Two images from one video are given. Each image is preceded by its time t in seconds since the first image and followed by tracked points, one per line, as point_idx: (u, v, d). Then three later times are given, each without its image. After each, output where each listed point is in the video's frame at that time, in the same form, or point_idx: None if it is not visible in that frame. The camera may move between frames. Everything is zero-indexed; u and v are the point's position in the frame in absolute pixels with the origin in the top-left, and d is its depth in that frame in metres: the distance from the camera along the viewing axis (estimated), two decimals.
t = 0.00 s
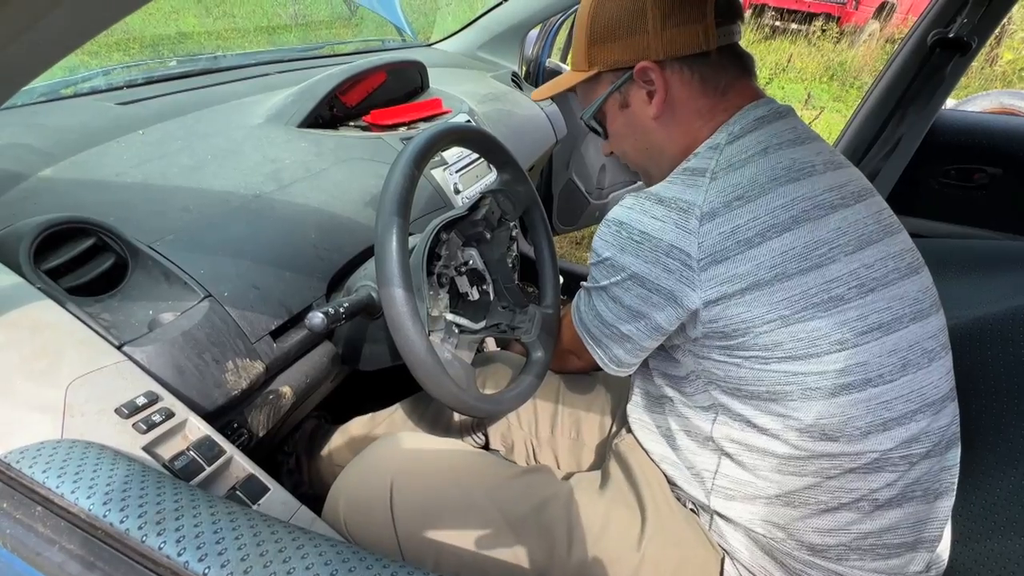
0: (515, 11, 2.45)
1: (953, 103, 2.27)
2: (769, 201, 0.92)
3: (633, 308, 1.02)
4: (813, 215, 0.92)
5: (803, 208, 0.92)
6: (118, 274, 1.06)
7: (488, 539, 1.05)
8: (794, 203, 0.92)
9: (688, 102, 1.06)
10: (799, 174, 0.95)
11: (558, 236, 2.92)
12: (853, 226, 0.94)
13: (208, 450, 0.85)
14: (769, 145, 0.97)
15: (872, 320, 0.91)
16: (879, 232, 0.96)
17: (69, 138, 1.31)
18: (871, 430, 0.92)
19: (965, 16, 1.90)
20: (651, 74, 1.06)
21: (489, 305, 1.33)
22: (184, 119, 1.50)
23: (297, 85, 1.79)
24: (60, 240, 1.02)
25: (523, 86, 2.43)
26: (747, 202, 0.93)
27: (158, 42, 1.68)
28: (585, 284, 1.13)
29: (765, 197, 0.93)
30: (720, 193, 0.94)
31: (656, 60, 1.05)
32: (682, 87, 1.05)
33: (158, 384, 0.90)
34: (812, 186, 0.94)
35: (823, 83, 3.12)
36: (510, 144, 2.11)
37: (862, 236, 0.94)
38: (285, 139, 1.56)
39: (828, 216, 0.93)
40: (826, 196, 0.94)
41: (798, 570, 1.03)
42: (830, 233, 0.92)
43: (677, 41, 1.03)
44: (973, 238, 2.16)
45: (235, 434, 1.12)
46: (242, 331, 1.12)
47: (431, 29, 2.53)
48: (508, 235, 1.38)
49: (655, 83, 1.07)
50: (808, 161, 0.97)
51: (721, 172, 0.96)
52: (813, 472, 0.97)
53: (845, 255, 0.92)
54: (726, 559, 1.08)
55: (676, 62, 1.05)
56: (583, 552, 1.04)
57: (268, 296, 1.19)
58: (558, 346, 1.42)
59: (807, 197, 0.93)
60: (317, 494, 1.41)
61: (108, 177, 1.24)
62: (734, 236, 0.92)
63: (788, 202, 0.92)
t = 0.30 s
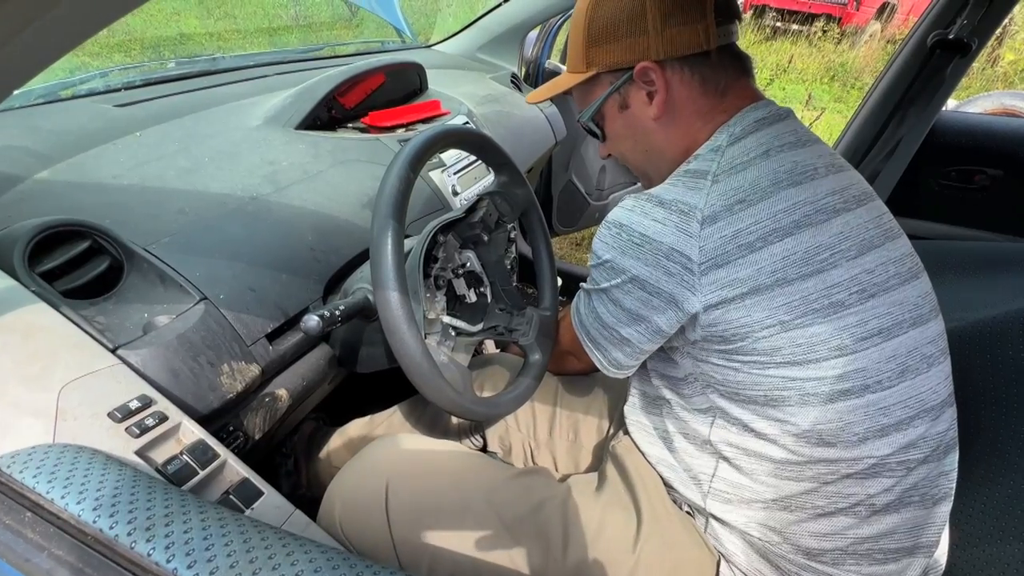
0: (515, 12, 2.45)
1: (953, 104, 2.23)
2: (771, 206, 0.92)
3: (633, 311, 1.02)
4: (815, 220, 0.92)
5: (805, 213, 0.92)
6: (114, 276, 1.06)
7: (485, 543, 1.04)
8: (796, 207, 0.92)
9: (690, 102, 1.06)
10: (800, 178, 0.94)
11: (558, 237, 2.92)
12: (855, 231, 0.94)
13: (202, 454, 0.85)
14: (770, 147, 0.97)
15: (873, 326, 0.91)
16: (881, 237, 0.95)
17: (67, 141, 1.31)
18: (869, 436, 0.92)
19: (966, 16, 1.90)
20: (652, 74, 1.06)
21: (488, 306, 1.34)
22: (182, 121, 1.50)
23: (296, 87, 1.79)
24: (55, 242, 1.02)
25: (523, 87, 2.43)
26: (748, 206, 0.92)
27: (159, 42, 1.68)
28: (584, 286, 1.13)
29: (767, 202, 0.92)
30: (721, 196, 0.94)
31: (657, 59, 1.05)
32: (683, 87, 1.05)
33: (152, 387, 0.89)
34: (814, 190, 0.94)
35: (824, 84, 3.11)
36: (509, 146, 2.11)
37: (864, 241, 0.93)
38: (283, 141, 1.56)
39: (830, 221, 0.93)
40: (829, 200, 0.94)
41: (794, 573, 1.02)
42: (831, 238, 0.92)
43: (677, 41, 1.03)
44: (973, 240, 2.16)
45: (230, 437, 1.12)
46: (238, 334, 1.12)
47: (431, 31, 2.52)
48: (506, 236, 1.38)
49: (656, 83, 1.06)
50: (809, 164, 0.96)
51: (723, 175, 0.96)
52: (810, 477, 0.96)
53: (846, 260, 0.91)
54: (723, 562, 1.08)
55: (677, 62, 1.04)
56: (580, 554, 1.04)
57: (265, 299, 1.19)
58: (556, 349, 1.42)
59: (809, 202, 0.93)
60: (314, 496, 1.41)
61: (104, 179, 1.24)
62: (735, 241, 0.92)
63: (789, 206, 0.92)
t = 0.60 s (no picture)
0: (515, 12, 2.45)
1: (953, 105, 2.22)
2: (755, 205, 0.93)
3: (624, 311, 1.03)
4: (799, 218, 0.92)
5: (789, 212, 0.92)
6: (115, 275, 1.06)
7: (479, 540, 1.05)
8: (780, 206, 0.93)
9: (683, 105, 1.06)
10: (785, 178, 0.95)
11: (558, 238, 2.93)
12: (841, 229, 0.94)
13: (201, 451, 0.85)
14: (756, 150, 0.98)
15: (860, 323, 0.91)
16: (867, 235, 0.96)
17: (68, 141, 1.32)
18: (858, 432, 0.92)
19: (965, 18, 1.90)
20: (647, 78, 1.06)
21: (487, 306, 1.35)
22: (183, 121, 1.50)
23: (296, 87, 1.80)
24: (56, 241, 1.03)
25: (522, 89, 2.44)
26: (733, 206, 0.93)
27: (161, 43, 1.68)
28: (577, 287, 1.14)
29: (752, 201, 0.93)
30: (707, 197, 0.95)
31: (651, 63, 1.05)
32: (677, 90, 1.06)
33: (151, 385, 0.90)
34: (800, 190, 0.94)
35: (825, 87, 3.11)
36: (509, 147, 2.12)
37: (850, 239, 0.94)
38: (284, 142, 1.57)
39: (815, 219, 0.93)
40: (813, 199, 0.94)
41: (788, 571, 1.03)
42: (816, 236, 0.92)
43: (670, 45, 1.04)
44: (972, 241, 2.16)
45: (230, 435, 1.13)
46: (238, 332, 1.13)
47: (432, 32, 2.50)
48: (506, 236, 1.39)
49: (650, 87, 1.07)
50: (795, 164, 0.97)
51: (709, 176, 0.97)
52: (802, 474, 0.97)
53: (832, 257, 0.92)
54: (718, 560, 1.08)
55: (671, 66, 1.05)
56: (575, 552, 1.04)
57: (264, 298, 1.20)
58: (555, 349, 1.42)
59: (793, 201, 0.93)
60: (313, 494, 1.42)
61: (105, 179, 1.25)
62: (721, 240, 0.92)
63: (774, 206, 0.93)
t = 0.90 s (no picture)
0: (518, 14, 2.46)
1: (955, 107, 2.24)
2: (754, 207, 0.93)
3: (626, 313, 1.04)
4: (798, 220, 0.93)
5: (787, 214, 0.93)
6: (122, 275, 1.07)
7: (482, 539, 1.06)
8: (779, 209, 0.93)
9: (684, 108, 1.07)
10: (784, 181, 0.95)
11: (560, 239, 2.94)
12: (839, 230, 0.94)
13: (208, 449, 0.86)
14: (755, 153, 0.98)
15: (859, 323, 0.92)
16: (865, 236, 0.96)
17: (75, 142, 1.33)
18: (858, 432, 0.93)
19: (968, 20, 1.90)
20: (647, 83, 1.07)
21: (490, 307, 1.35)
22: (189, 122, 1.51)
23: (300, 89, 1.81)
24: (65, 242, 1.03)
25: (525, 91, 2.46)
26: (732, 209, 0.94)
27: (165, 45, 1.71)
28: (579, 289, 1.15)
29: (751, 203, 0.94)
30: (707, 200, 0.96)
31: (651, 68, 1.06)
32: (677, 94, 1.07)
33: (159, 384, 0.91)
34: (798, 192, 0.95)
35: (827, 88, 3.08)
36: (512, 148, 2.12)
37: (849, 240, 0.94)
38: (289, 143, 1.58)
39: (814, 220, 0.94)
40: (811, 202, 0.95)
41: (790, 571, 1.03)
42: (815, 237, 0.93)
43: (670, 50, 1.04)
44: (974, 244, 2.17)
45: (236, 434, 1.13)
46: (243, 332, 1.13)
47: (434, 32, 2.58)
48: (509, 237, 1.40)
49: (651, 92, 1.08)
50: (793, 167, 0.97)
51: (708, 180, 0.98)
52: (803, 474, 0.97)
53: (831, 259, 0.92)
54: (720, 559, 1.09)
55: (671, 70, 1.06)
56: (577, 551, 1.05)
57: (270, 298, 1.21)
58: (558, 350, 1.43)
59: (792, 203, 0.94)
60: (316, 493, 1.43)
61: (112, 180, 1.25)
62: (721, 242, 0.93)
63: (773, 208, 0.93)
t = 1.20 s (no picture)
0: (522, 17, 2.47)
1: (958, 110, 2.25)
2: (758, 213, 0.94)
3: (629, 316, 1.05)
4: (800, 227, 0.94)
5: (790, 220, 0.94)
6: (131, 276, 1.08)
7: (486, 540, 1.07)
8: (781, 215, 0.94)
9: (687, 114, 1.08)
10: (787, 187, 0.96)
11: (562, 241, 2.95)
12: (841, 236, 0.95)
13: (217, 450, 0.87)
14: (758, 158, 0.99)
15: (860, 328, 0.93)
16: (866, 242, 0.97)
17: (85, 144, 1.34)
18: (857, 435, 0.94)
19: (971, 25, 1.91)
20: (651, 89, 1.08)
21: (494, 309, 1.35)
22: (196, 125, 1.52)
23: (306, 91, 1.82)
24: (75, 244, 1.05)
25: (528, 93, 2.47)
26: (736, 214, 0.95)
27: (170, 47, 1.68)
28: (582, 292, 1.16)
29: (754, 209, 0.94)
30: (710, 205, 0.96)
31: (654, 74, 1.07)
32: (680, 100, 1.08)
33: (168, 386, 0.92)
34: (801, 199, 0.96)
35: (830, 90, 3.07)
36: (516, 151, 2.14)
37: (849, 246, 0.95)
38: (295, 146, 1.59)
39: (816, 227, 0.95)
40: (814, 208, 0.96)
41: (791, 573, 1.04)
42: (817, 244, 0.94)
43: (673, 56, 1.06)
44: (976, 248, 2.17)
45: (242, 435, 1.15)
46: (250, 333, 1.15)
47: (438, 33, 2.59)
48: (512, 240, 1.41)
49: (654, 97, 1.09)
50: (796, 173, 0.98)
51: (712, 185, 0.98)
52: (803, 476, 0.98)
53: (832, 265, 0.93)
54: (722, 561, 1.10)
55: (674, 76, 1.07)
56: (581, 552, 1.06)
57: (276, 300, 1.22)
58: (561, 351, 1.45)
59: (795, 210, 0.95)
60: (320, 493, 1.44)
61: (121, 182, 1.27)
62: (724, 247, 0.94)
63: (776, 214, 0.94)
